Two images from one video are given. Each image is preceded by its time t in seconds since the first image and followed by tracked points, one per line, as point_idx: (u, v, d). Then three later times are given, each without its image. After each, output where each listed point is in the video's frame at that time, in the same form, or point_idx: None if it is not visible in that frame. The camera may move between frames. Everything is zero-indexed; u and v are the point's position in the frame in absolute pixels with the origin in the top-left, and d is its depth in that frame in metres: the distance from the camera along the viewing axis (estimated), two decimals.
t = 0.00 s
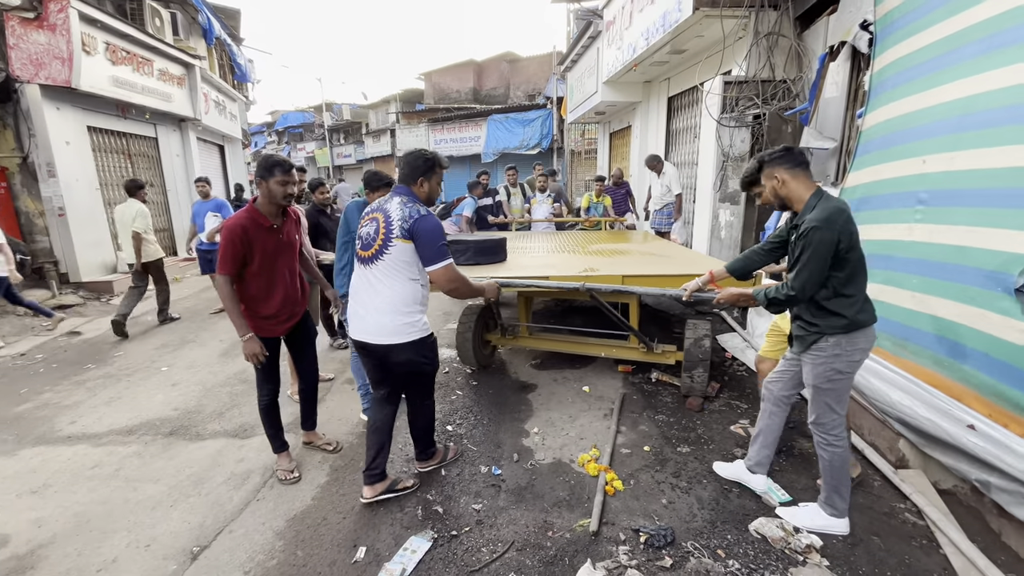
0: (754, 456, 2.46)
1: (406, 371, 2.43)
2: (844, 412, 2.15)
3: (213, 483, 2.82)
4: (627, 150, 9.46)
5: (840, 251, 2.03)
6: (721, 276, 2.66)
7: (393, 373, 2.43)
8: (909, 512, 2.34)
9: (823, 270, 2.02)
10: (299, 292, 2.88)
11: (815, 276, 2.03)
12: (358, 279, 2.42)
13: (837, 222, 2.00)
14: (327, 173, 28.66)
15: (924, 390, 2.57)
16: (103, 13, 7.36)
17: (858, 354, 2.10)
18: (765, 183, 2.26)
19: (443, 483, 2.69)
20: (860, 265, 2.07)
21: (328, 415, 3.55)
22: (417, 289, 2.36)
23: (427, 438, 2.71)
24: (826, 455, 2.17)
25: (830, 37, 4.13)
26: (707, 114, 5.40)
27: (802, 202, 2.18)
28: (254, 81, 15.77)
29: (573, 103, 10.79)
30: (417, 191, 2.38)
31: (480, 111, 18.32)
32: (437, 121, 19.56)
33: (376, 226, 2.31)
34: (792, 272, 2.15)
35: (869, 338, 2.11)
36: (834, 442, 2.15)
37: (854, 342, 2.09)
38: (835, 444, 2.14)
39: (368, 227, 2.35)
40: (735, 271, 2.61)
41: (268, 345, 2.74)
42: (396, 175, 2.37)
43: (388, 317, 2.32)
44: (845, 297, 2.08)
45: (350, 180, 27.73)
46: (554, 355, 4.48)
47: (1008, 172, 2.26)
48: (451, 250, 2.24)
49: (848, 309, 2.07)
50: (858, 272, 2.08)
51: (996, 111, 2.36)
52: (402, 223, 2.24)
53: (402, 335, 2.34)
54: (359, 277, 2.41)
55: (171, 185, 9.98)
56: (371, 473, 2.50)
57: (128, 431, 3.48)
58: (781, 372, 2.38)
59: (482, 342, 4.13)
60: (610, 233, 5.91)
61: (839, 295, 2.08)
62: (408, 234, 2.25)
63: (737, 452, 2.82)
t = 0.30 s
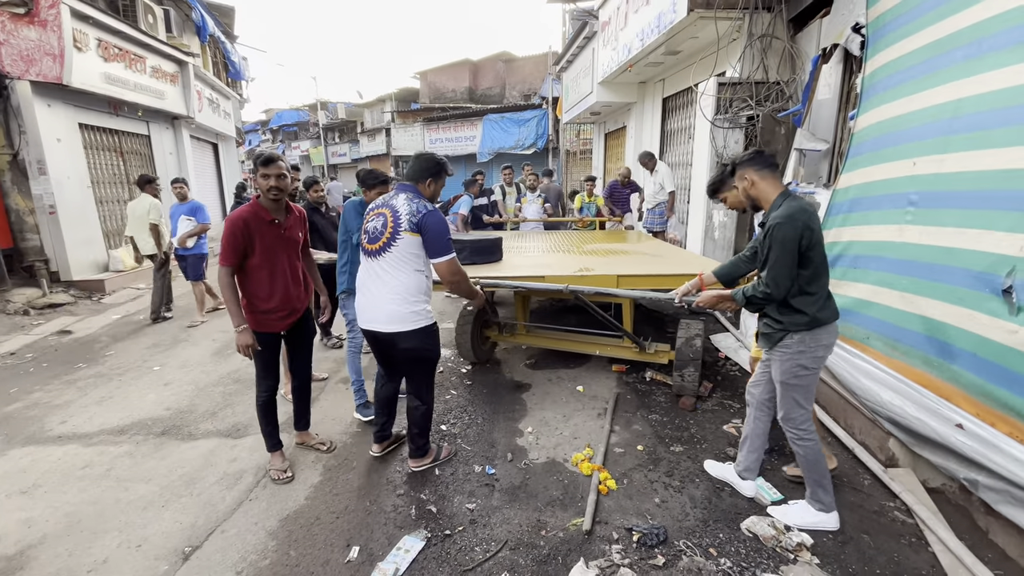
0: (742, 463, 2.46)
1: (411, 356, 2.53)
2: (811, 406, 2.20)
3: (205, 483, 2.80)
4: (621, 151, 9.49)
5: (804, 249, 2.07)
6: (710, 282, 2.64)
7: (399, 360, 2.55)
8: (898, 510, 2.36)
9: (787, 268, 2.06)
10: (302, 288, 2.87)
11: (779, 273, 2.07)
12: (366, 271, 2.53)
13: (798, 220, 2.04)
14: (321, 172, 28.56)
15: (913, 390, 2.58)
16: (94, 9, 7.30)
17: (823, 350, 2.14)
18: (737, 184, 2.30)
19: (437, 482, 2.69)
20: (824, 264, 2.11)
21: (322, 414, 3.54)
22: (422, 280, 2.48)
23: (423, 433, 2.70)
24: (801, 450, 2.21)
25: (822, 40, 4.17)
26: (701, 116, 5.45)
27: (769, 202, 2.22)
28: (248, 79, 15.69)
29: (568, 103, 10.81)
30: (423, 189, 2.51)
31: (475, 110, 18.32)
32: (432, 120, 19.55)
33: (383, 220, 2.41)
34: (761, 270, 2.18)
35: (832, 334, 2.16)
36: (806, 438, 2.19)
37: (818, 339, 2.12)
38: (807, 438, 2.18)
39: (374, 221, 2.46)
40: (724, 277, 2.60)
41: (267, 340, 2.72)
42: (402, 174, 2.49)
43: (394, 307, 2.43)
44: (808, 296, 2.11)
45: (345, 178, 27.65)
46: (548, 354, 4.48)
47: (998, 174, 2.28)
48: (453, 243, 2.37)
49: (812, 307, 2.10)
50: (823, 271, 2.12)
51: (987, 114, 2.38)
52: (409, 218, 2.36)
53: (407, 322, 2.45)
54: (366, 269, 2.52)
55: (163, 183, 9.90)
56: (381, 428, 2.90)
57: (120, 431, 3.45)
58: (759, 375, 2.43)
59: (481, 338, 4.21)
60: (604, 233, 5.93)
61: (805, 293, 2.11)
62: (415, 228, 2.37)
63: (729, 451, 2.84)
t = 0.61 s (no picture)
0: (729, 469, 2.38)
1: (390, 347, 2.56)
2: (729, 382, 2.30)
3: (204, 480, 2.80)
4: (621, 150, 9.50)
5: (778, 244, 2.11)
6: (701, 279, 2.62)
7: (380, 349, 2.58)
8: (895, 509, 2.37)
9: (760, 262, 2.10)
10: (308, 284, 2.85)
11: (753, 267, 2.10)
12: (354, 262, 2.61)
13: (772, 216, 2.09)
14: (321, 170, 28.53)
15: (911, 389, 2.58)
16: (94, 5, 7.29)
17: (782, 343, 2.23)
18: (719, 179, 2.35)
19: (435, 479, 2.70)
20: (799, 259, 2.16)
21: (320, 411, 3.55)
22: (402, 273, 2.51)
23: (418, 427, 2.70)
24: (711, 414, 2.34)
25: (822, 40, 4.17)
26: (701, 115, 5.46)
27: (750, 198, 2.26)
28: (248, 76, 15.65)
29: (568, 102, 10.82)
30: (412, 185, 2.54)
31: (475, 109, 18.31)
32: (431, 119, 19.54)
33: (369, 214, 2.49)
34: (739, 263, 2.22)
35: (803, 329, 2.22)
36: (717, 405, 2.32)
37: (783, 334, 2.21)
38: (715, 405, 2.32)
39: (362, 214, 2.53)
40: (714, 274, 2.61)
41: (268, 335, 2.71)
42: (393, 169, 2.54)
43: (374, 298, 2.48)
44: (782, 290, 2.18)
45: (344, 177, 27.63)
46: (547, 353, 4.49)
47: (996, 173, 2.29)
48: (430, 237, 2.37)
49: (786, 302, 2.18)
50: (798, 266, 2.17)
51: (986, 114, 2.38)
52: (390, 211, 2.41)
53: (386, 312, 2.48)
54: (354, 260, 2.60)
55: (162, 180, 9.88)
56: (376, 429, 2.96)
57: (118, 428, 3.45)
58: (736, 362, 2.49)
59: (482, 334, 4.24)
60: (603, 232, 5.93)
61: (779, 288, 2.18)
62: (395, 222, 2.41)
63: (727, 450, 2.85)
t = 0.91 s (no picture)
0: (699, 497, 2.22)
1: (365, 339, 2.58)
2: (725, 403, 2.17)
3: (210, 473, 2.82)
4: (627, 148, 9.48)
5: (744, 245, 2.04)
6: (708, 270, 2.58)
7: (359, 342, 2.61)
8: (901, 510, 2.37)
9: (721, 261, 2.04)
10: (313, 278, 2.87)
11: (713, 265, 2.06)
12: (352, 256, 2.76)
13: (739, 215, 2.01)
14: (325, 167, 28.57)
15: (917, 390, 2.57)
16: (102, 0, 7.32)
17: (751, 350, 2.12)
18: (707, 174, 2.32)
19: (439, 475, 2.71)
20: (769, 261, 2.06)
21: (325, 406, 3.56)
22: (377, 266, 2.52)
23: (397, 430, 2.61)
24: (702, 441, 2.20)
25: (831, 38, 4.14)
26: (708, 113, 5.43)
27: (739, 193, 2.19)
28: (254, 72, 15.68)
29: (573, 99, 10.79)
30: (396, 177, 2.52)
31: (481, 106, 18.28)
32: (436, 116, 19.54)
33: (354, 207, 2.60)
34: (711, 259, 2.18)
35: (769, 336, 2.12)
36: (714, 430, 2.17)
37: (749, 337, 2.12)
38: (710, 430, 2.18)
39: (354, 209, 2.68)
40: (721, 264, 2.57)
41: (269, 327, 2.72)
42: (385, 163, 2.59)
43: (351, 289, 2.55)
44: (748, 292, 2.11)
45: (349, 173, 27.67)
46: (551, 350, 4.49)
47: (1006, 173, 2.27)
48: (390, 227, 2.34)
49: (749, 304, 2.10)
50: (768, 268, 2.07)
51: (996, 113, 2.36)
52: (363, 203, 2.47)
53: (359, 304, 2.52)
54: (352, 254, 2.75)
55: (169, 175, 9.92)
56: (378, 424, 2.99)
57: (125, 421, 3.48)
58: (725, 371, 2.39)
59: (487, 331, 4.25)
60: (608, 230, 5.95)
61: (743, 289, 2.11)
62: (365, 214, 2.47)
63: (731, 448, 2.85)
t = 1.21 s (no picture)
0: (707, 497, 2.23)
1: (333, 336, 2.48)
2: (734, 407, 2.15)
3: (222, 464, 2.86)
4: (637, 146, 9.44)
5: (737, 247, 2.03)
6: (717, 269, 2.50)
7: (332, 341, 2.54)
8: (911, 512, 2.35)
9: (716, 263, 2.05)
10: (309, 274, 2.86)
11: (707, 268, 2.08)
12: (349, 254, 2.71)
13: (728, 219, 2.01)
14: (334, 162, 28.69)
15: (930, 392, 2.55)
16: None
17: (754, 351, 2.10)
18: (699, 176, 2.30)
19: (448, 469, 2.73)
20: (765, 263, 2.04)
21: (335, 400, 3.59)
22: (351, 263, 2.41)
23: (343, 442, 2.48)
24: (711, 444, 2.20)
25: (847, 36, 4.10)
26: (720, 111, 5.39)
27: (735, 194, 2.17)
28: (265, 67, 15.74)
29: (584, 97, 10.76)
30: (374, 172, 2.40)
31: (490, 102, 18.25)
32: (446, 112, 19.56)
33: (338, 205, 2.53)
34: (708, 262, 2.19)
35: (769, 338, 2.09)
36: (724, 434, 2.17)
37: (749, 339, 2.09)
38: (721, 434, 2.17)
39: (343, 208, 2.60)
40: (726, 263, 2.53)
41: (262, 320, 2.76)
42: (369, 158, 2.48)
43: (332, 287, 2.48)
44: (745, 293, 2.10)
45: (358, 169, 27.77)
46: (559, 348, 4.50)
47: None
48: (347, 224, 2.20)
49: (745, 305, 2.09)
50: (764, 270, 2.06)
51: (1016, 114, 2.33)
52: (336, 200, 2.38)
53: (336, 303, 2.43)
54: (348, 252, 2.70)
55: (181, 169, 10.01)
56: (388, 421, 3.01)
57: (140, 411, 3.54)
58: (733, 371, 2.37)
59: (495, 328, 4.26)
60: (618, 228, 5.93)
61: (739, 290, 2.11)
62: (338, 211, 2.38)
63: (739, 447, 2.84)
